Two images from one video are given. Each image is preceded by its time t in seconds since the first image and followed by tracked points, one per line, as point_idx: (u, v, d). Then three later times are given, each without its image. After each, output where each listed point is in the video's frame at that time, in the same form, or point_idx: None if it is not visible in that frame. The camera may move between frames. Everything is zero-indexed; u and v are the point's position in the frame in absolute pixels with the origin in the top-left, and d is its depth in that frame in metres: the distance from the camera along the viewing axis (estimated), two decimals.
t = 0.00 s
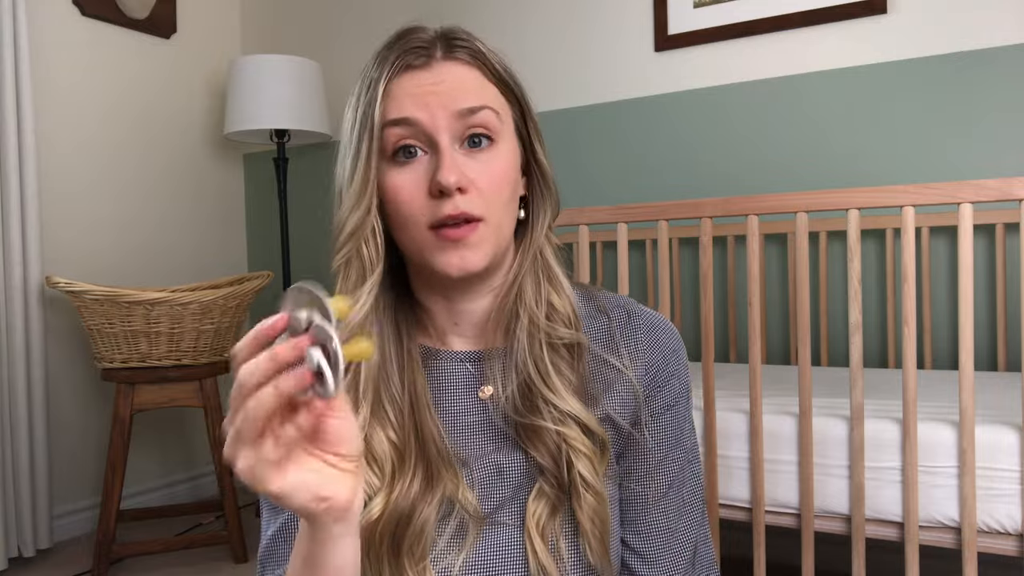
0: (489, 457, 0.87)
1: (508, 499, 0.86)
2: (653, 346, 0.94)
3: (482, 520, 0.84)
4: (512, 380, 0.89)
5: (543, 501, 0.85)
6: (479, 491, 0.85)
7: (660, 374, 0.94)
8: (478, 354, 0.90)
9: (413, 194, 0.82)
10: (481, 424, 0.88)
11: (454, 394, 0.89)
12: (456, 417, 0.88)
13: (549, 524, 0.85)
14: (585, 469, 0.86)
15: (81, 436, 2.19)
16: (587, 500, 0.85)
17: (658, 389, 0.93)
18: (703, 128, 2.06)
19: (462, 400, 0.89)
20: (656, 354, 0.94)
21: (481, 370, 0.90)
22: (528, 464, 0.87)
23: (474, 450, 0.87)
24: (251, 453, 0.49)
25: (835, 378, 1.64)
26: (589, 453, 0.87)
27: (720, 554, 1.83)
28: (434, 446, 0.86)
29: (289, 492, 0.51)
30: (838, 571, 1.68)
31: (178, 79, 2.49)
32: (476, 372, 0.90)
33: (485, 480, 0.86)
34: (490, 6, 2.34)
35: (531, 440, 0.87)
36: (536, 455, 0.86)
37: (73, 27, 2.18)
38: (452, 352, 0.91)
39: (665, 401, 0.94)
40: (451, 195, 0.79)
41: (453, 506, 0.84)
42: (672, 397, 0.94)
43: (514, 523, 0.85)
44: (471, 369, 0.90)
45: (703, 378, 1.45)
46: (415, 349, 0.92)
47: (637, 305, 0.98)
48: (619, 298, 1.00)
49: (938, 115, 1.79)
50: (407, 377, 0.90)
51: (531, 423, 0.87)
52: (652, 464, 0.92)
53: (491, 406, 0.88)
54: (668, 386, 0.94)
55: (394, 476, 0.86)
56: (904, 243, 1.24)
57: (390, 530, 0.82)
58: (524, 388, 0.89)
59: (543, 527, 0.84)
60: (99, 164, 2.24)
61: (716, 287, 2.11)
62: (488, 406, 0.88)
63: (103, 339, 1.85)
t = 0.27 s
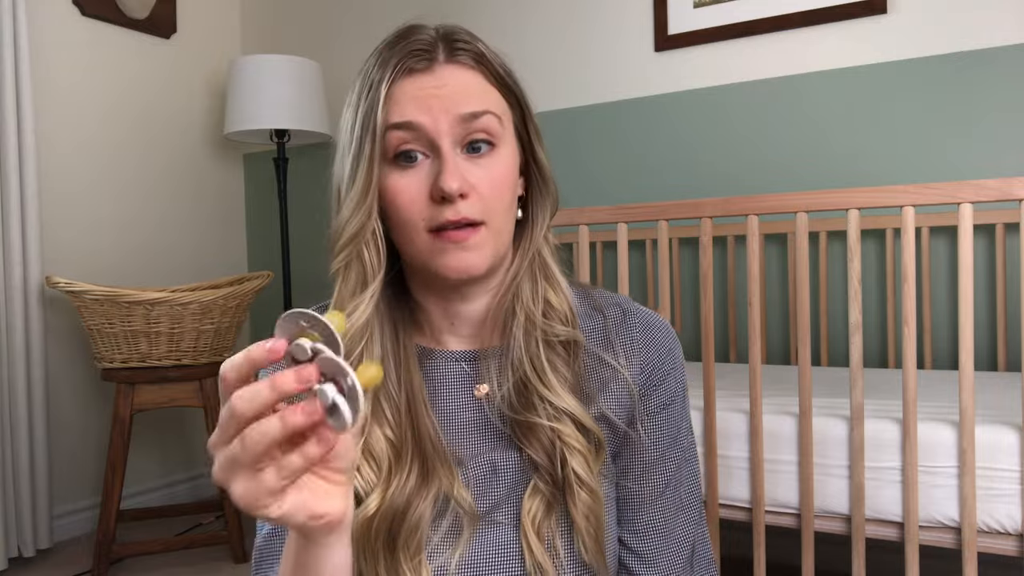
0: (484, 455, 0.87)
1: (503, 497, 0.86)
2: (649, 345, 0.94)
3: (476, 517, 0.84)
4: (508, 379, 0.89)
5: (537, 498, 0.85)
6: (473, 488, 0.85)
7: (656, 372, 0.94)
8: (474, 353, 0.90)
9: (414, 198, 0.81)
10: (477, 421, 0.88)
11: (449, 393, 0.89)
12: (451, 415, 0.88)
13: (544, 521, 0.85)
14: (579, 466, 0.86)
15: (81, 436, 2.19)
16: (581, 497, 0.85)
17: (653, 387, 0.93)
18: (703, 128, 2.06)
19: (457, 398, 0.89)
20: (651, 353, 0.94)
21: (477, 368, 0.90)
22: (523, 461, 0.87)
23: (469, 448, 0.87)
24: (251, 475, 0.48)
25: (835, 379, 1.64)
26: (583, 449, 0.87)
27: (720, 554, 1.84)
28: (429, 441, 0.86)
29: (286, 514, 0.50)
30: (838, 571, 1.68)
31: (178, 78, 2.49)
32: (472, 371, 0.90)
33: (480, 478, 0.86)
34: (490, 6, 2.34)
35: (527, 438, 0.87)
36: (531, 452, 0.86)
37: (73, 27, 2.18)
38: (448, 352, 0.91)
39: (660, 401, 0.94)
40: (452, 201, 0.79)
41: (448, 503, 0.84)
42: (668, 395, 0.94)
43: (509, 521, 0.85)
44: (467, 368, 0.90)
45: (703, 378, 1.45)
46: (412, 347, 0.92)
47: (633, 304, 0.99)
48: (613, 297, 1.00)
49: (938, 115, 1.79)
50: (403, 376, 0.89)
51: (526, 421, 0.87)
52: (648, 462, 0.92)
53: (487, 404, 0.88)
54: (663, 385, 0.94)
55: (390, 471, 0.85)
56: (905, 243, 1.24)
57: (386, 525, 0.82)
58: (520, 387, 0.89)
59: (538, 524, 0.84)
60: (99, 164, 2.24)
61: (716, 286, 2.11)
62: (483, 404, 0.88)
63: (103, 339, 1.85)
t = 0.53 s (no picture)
0: (476, 450, 0.88)
1: (496, 491, 0.87)
2: (632, 340, 0.94)
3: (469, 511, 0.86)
4: (498, 375, 0.89)
5: (529, 491, 0.85)
6: (466, 480, 0.87)
7: (641, 367, 0.93)
8: (466, 350, 0.91)
9: (408, 203, 0.82)
10: (469, 417, 0.89)
11: (440, 390, 0.89)
12: (444, 409, 0.89)
13: (537, 514, 0.85)
14: (570, 460, 0.85)
15: (81, 436, 2.19)
16: (572, 490, 0.84)
17: (641, 383, 0.92)
18: (703, 128, 2.06)
19: (448, 392, 0.89)
20: (636, 348, 0.93)
21: (468, 365, 0.90)
22: (515, 456, 0.88)
23: (462, 443, 0.88)
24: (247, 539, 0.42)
25: (835, 379, 1.64)
26: (575, 444, 0.86)
27: (721, 554, 1.84)
28: (422, 435, 0.86)
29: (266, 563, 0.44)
30: (838, 571, 1.68)
31: (178, 79, 2.49)
32: (464, 368, 0.90)
33: (472, 473, 0.87)
34: (490, 6, 2.34)
35: (518, 433, 0.87)
36: (522, 447, 0.86)
37: (73, 27, 2.18)
38: (440, 349, 0.91)
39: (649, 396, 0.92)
40: (445, 206, 0.80)
41: (441, 496, 0.86)
42: (657, 390, 0.93)
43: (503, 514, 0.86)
44: (459, 365, 0.90)
45: (702, 378, 1.45)
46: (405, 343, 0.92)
47: (618, 300, 0.98)
48: (600, 293, 0.99)
49: (938, 115, 1.79)
50: (395, 374, 0.89)
51: (517, 418, 0.87)
52: (638, 457, 0.90)
53: (478, 400, 0.89)
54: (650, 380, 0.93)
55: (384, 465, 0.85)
56: (905, 243, 1.24)
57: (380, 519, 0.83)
58: (510, 384, 0.89)
59: (530, 518, 0.84)
60: (99, 164, 2.24)
61: (716, 287, 2.11)
62: (474, 400, 0.89)
63: (103, 339, 1.85)
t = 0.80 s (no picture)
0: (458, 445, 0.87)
1: (478, 480, 0.87)
2: (612, 334, 0.92)
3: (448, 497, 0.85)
4: (481, 370, 0.89)
5: (510, 481, 0.85)
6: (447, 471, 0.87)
7: (620, 360, 0.91)
8: (451, 346, 0.91)
9: (396, 217, 0.81)
10: (451, 409, 0.89)
11: (423, 384, 0.89)
12: (427, 401, 0.89)
13: (518, 505, 0.85)
14: (550, 449, 0.85)
15: (81, 435, 2.19)
16: (553, 479, 0.84)
17: (621, 375, 0.91)
18: (703, 128, 2.06)
19: (430, 385, 0.89)
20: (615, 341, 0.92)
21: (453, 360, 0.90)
22: (497, 448, 0.87)
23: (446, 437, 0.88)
24: None
25: (835, 379, 1.64)
26: (555, 434, 0.86)
27: (721, 554, 1.84)
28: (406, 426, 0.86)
29: None
30: (838, 571, 1.68)
31: (178, 79, 2.49)
32: (448, 363, 0.90)
33: (455, 464, 0.87)
34: (490, 6, 2.34)
35: (500, 425, 0.87)
36: (504, 438, 0.86)
37: (73, 27, 2.18)
38: (425, 345, 0.91)
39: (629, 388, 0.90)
40: (433, 219, 0.80)
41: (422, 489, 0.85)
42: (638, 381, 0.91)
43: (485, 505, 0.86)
44: (442, 360, 0.90)
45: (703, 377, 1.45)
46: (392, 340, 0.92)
47: (599, 298, 0.97)
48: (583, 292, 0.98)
49: (938, 115, 1.79)
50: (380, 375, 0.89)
51: (501, 410, 0.87)
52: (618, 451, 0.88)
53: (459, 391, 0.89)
54: (630, 372, 0.91)
55: (368, 460, 0.86)
56: (905, 243, 1.24)
57: (363, 508, 0.83)
58: (492, 378, 0.88)
59: (512, 505, 0.84)
60: (100, 164, 2.24)
61: (716, 287, 2.11)
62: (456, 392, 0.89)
63: (103, 339, 1.85)
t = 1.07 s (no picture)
0: (479, 460, 0.85)
1: (490, 499, 0.84)
2: (629, 362, 0.89)
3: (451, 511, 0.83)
4: (504, 389, 0.86)
5: (522, 501, 0.83)
6: (457, 487, 0.84)
7: (637, 388, 0.89)
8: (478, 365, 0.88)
9: (436, 200, 0.83)
10: (472, 425, 0.86)
11: (441, 402, 0.87)
12: (445, 421, 0.87)
13: (528, 527, 0.83)
14: (564, 472, 0.83)
15: (81, 435, 2.19)
16: (567, 499, 0.83)
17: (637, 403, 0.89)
18: (703, 128, 2.06)
19: (449, 402, 0.87)
20: (631, 370, 0.89)
21: (484, 375, 0.88)
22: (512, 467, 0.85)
23: (465, 453, 0.85)
24: None
25: (835, 379, 1.64)
26: (570, 458, 0.84)
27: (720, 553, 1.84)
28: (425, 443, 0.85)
29: None
30: (838, 571, 1.68)
31: (178, 79, 2.49)
32: (470, 380, 0.88)
33: (470, 480, 0.85)
34: (490, 6, 2.34)
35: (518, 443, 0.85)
36: (522, 457, 0.84)
37: (73, 27, 2.18)
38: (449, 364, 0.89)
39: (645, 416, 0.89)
40: (470, 205, 0.81)
41: (432, 499, 0.84)
42: (658, 404, 0.89)
43: (495, 523, 0.84)
44: (463, 377, 0.88)
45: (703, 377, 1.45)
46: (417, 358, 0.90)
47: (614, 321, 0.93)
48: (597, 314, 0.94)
49: (938, 115, 1.79)
50: (408, 384, 0.87)
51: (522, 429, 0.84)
52: (636, 469, 0.90)
53: (485, 404, 0.87)
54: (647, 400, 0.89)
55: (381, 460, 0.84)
56: (904, 243, 1.24)
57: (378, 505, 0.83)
58: (516, 395, 0.86)
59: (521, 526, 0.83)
60: (99, 164, 2.24)
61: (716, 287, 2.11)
62: (479, 407, 0.87)
63: (103, 339, 1.85)
